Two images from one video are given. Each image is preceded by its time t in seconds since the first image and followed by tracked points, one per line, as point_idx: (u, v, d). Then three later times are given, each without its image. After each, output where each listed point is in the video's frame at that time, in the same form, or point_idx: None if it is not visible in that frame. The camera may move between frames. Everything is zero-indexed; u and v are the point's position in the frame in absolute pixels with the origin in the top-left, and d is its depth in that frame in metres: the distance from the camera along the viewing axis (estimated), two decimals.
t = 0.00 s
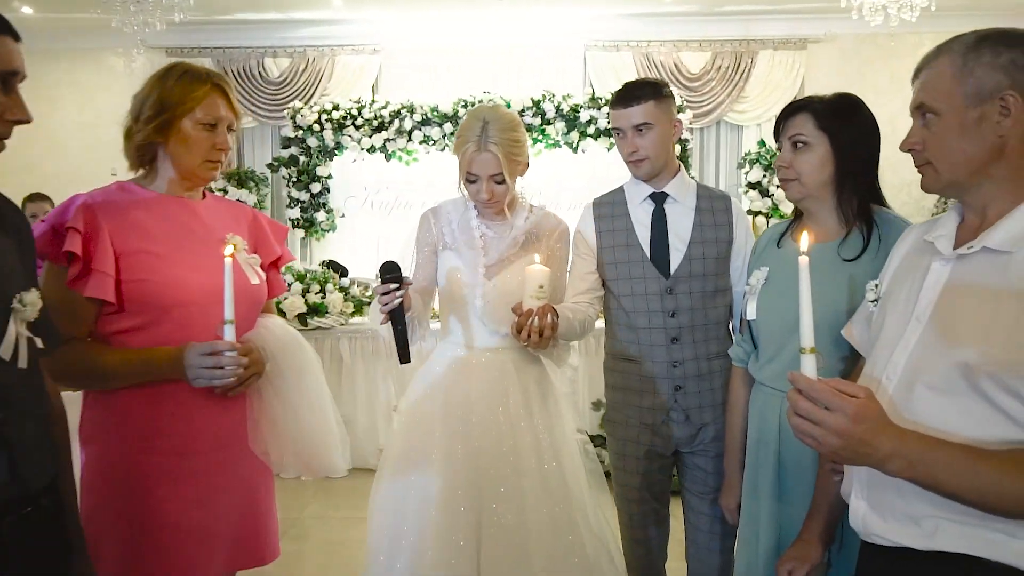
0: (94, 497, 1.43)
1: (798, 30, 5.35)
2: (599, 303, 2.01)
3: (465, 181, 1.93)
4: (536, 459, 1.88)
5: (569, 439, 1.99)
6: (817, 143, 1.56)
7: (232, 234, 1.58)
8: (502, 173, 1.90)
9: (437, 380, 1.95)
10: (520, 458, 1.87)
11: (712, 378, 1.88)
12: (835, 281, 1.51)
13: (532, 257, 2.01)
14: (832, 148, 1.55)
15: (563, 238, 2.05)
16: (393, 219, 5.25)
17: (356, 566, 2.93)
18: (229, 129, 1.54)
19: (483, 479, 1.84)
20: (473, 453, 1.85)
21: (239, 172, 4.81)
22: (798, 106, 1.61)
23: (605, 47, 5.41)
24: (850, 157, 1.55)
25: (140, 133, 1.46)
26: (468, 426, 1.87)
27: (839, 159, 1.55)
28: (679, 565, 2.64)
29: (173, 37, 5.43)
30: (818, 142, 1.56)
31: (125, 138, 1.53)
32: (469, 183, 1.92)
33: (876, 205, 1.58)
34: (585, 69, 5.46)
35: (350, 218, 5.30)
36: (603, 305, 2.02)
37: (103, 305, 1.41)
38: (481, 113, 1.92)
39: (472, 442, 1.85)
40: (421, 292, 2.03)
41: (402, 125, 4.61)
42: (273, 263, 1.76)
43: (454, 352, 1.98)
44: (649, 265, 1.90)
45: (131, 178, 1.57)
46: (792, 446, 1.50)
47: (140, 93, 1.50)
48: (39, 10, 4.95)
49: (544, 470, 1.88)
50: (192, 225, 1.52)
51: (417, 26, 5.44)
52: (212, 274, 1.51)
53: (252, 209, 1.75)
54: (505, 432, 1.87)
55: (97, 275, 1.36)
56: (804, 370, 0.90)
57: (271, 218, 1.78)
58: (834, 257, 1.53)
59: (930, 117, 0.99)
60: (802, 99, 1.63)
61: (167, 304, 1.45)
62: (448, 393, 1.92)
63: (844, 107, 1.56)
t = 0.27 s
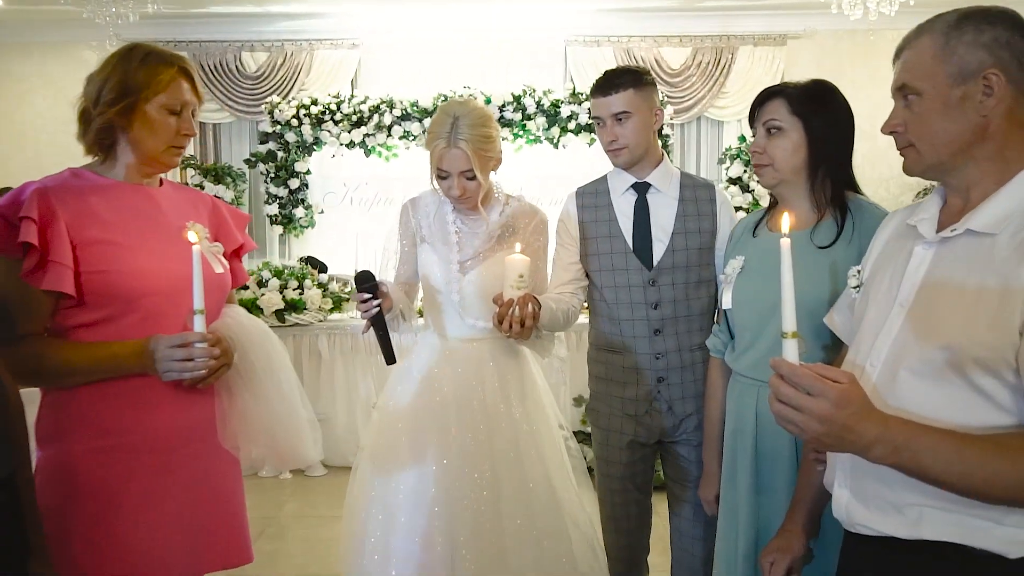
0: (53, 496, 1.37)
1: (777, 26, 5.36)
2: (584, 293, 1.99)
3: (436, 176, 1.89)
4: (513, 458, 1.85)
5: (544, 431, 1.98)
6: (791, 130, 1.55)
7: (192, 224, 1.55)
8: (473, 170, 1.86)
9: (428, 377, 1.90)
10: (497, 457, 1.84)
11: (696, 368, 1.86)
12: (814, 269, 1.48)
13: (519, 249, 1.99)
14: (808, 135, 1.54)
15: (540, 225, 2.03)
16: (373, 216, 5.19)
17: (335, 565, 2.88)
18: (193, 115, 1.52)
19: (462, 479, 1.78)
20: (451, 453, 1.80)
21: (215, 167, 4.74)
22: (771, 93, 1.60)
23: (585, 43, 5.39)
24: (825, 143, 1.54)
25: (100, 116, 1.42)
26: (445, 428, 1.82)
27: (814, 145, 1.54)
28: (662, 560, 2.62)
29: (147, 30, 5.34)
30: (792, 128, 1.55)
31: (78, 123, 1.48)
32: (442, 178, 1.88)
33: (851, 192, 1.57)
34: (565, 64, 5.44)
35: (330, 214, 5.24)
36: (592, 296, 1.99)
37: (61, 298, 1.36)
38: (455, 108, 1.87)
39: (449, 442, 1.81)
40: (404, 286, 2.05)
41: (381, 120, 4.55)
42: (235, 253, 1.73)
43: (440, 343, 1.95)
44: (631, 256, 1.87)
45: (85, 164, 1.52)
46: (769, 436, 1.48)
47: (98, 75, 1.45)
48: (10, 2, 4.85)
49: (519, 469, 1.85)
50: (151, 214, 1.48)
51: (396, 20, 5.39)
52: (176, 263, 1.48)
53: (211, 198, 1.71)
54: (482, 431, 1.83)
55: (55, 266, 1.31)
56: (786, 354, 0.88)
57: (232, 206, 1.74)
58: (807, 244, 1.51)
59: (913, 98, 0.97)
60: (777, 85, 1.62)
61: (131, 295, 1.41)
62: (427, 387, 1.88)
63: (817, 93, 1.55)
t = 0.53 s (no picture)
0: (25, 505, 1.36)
1: (753, 28, 5.41)
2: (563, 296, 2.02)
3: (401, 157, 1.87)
4: (489, 464, 1.86)
5: (523, 434, 1.96)
6: (757, 135, 1.57)
7: (159, 226, 1.53)
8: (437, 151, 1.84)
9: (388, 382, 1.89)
10: (471, 464, 1.84)
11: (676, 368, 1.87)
12: (788, 272, 1.49)
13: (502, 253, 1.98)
14: (777, 140, 1.56)
15: (508, 223, 2.00)
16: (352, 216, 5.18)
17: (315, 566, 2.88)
18: (165, 119, 1.52)
19: (431, 487, 1.80)
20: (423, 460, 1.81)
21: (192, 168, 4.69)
22: (738, 99, 1.61)
23: (564, 44, 5.41)
24: (794, 148, 1.56)
25: (72, 117, 1.40)
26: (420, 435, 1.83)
27: (781, 150, 1.56)
28: (643, 559, 2.64)
29: (123, 29, 5.29)
30: (758, 133, 1.57)
31: (46, 121, 1.46)
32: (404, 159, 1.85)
33: (818, 194, 1.59)
34: (544, 65, 5.45)
35: (308, 214, 5.22)
36: (575, 296, 2.00)
37: (27, 302, 1.35)
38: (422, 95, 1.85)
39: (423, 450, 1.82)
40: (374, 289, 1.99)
41: (360, 121, 4.55)
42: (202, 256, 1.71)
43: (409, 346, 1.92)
44: (613, 258, 1.89)
45: (47, 164, 1.48)
46: (741, 436, 1.50)
47: (68, 76, 1.44)
48: None
49: (494, 476, 1.86)
50: (117, 216, 1.47)
51: (375, 21, 5.38)
52: (144, 267, 1.47)
53: (176, 200, 1.69)
54: (454, 439, 1.84)
55: (21, 269, 1.30)
56: (761, 357, 0.89)
57: (197, 208, 1.72)
58: (777, 247, 1.53)
59: (882, 103, 0.99)
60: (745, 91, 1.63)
61: (99, 299, 1.40)
62: (405, 391, 1.87)
63: (780, 98, 1.57)
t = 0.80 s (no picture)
0: None
1: (722, 37, 5.51)
2: (561, 292, 1.98)
3: (378, 140, 1.93)
4: (463, 471, 1.87)
5: (495, 438, 1.98)
6: (720, 144, 1.62)
7: (126, 230, 1.54)
8: (416, 132, 1.93)
9: (359, 389, 1.90)
10: (444, 471, 1.85)
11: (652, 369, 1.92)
12: (749, 276, 1.55)
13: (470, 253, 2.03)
14: (738, 149, 1.61)
15: (469, 226, 2.04)
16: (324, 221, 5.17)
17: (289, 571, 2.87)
18: (131, 124, 1.53)
19: (401, 494, 1.83)
20: (395, 467, 1.84)
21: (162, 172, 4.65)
22: (700, 110, 1.66)
23: (536, 51, 5.46)
24: (754, 155, 1.61)
25: (39, 123, 1.40)
26: (396, 442, 1.85)
27: (742, 158, 1.61)
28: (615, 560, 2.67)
29: (92, 32, 5.24)
30: (721, 143, 1.62)
31: (8, 127, 1.46)
32: (383, 146, 1.92)
33: (780, 202, 1.64)
34: (517, 71, 5.50)
35: (281, 219, 5.20)
36: (559, 297, 2.02)
37: None
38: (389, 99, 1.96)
39: (395, 456, 1.85)
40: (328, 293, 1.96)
41: (333, 126, 4.55)
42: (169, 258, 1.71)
43: (381, 348, 1.94)
44: (598, 260, 1.93)
45: (9, 170, 1.48)
46: (706, 435, 1.54)
47: (32, 82, 1.43)
48: None
49: (468, 484, 1.87)
50: (82, 221, 1.47)
51: (348, 26, 5.39)
52: (111, 271, 1.47)
53: (141, 202, 1.68)
54: (427, 446, 1.86)
55: None
56: (724, 358, 0.92)
57: (162, 211, 1.72)
58: (738, 251, 1.58)
59: (837, 114, 1.04)
60: (708, 101, 1.68)
61: (62, 303, 1.40)
62: (382, 394, 1.88)
63: (745, 109, 1.61)
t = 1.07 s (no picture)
0: None
1: (694, 45, 5.60)
2: (546, 290, 2.04)
3: (350, 155, 1.97)
4: (445, 471, 1.90)
5: (474, 439, 2.02)
6: (687, 153, 1.68)
7: (103, 233, 1.52)
8: (387, 145, 1.96)
9: (348, 387, 1.93)
10: (427, 470, 1.89)
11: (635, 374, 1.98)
12: (717, 279, 1.60)
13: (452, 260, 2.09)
14: (705, 158, 1.67)
15: (447, 232, 2.10)
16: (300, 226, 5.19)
17: None
18: (106, 127, 1.52)
19: (383, 493, 1.87)
20: (377, 466, 1.88)
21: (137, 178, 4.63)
22: (670, 120, 1.72)
23: (512, 58, 5.52)
24: (721, 163, 1.67)
25: (15, 131, 1.39)
26: (379, 440, 1.89)
27: (710, 166, 1.67)
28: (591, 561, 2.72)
29: (65, 36, 5.20)
30: (688, 152, 1.68)
31: None
32: (357, 162, 1.96)
33: (747, 208, 1.70)
34: (493, 78, 5.55)
35: (257, 224, 5.20)
36: (548, 298, 2.05)
37: None
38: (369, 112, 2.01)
39: (378, 454, 1.88)
40: (310, 287, 1.96)
41: (310, 132, 4.56)
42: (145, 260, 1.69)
43: (361, 349, 1.96)
44: (588, 269, 1.98)
45: None
46: (676, 434, 1.59)
47: (3, 89, 1.41)
48: None
49: (450, 483, 1.89)
50: (57, 226, 1.45)
51: (324, 32, 5.41)
52: (88, 275, 1.46)
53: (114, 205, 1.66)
54: (409, 445, 1.90)
55: None
56: (691, 357, 0.97)
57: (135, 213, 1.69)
58: (706, 256, 1.64)
59: (798, 126, 1.09)
60: (678, 111, 1.74)
61: (39, 307, 1.38)
62: (367, 393, 1.91)
63: (711, 118, 1.68)
